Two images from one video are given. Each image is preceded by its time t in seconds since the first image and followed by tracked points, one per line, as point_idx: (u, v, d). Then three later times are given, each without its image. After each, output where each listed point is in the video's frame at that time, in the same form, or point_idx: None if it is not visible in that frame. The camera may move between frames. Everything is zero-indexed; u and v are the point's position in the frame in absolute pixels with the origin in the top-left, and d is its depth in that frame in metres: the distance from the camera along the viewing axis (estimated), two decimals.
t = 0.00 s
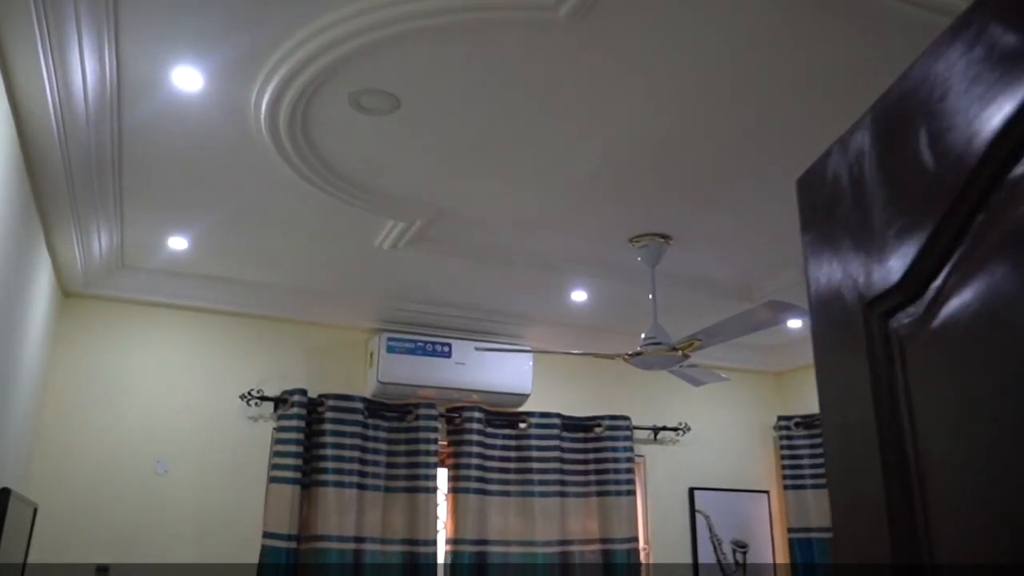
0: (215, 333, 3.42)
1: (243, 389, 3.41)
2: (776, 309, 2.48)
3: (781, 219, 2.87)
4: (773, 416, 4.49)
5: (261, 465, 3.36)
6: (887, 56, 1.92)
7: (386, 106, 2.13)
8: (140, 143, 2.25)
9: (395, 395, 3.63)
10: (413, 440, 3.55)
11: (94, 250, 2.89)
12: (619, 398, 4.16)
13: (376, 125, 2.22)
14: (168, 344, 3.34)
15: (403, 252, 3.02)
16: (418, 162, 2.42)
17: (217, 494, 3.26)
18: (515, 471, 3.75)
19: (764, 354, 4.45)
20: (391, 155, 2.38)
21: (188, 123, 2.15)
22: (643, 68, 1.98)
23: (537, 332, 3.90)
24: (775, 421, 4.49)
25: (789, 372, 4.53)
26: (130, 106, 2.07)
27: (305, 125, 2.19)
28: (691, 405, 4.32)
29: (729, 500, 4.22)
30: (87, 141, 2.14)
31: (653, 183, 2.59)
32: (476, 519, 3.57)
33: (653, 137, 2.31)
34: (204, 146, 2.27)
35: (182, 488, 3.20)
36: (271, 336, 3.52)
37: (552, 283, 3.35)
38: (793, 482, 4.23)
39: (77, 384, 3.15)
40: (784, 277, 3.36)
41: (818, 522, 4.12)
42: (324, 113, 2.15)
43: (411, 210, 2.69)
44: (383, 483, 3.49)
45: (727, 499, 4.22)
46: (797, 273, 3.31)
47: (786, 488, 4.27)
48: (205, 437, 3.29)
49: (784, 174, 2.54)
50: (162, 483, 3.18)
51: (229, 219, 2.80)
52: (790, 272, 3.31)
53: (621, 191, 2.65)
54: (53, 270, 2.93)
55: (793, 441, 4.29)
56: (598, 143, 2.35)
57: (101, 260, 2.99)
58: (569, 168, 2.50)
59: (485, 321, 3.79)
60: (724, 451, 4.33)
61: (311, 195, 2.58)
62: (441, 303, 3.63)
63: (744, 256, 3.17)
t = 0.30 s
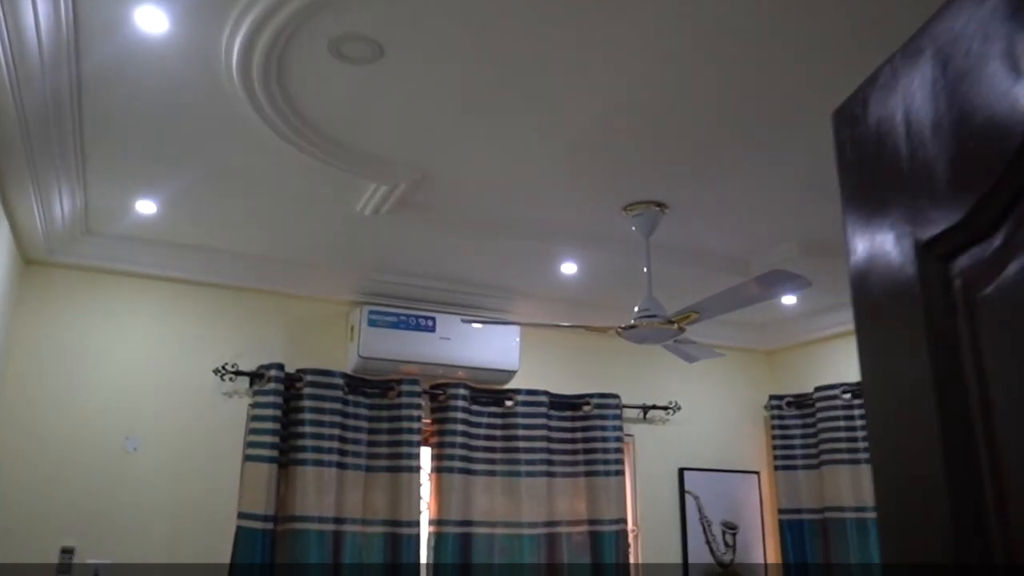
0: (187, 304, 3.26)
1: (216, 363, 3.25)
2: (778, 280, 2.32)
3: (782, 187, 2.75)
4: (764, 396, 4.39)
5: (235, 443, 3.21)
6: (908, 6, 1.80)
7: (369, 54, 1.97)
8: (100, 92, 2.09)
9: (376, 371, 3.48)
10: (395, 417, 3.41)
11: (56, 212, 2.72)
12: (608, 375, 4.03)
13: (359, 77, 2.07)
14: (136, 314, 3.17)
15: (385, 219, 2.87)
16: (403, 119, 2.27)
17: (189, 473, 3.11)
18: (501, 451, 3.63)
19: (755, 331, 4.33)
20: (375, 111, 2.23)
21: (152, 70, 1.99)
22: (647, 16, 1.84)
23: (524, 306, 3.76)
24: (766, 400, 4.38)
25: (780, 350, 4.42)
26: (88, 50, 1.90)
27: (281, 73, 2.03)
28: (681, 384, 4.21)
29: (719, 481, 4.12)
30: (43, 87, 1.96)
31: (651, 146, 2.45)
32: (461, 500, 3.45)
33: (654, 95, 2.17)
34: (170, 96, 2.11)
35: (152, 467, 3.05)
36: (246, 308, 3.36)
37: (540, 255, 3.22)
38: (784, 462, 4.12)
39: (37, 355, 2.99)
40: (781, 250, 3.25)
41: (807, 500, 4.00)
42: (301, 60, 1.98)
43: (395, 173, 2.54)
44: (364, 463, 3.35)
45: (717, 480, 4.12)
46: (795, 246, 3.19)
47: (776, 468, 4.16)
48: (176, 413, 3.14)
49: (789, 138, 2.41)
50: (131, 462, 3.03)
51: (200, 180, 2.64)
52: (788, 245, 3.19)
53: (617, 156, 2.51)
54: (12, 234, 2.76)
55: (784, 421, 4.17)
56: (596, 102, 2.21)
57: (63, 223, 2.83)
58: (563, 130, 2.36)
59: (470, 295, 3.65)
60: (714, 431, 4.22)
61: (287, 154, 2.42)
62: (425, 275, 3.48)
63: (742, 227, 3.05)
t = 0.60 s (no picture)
0: (157, 272, 3.11)
1: (187, 334, 3.11)
2: (778, 250, 2.23)
3: (780, 152, 2.64)
4: (752, 372, 4.31)
5: (207, 417, 3.07)
6: None
7: None
8: (57, 34, 1.94)
9: (354, 344, 3.36)
10: (374, 391, 3.29)
11: (14, 172, 2.57)
12: (594, 350, 3.93)
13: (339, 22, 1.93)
14: (103, 283, 3.02)
15: (364, 181, 2.74)
16: (383, 70, 2.13)
17: (159, 448, 2.97)
18: (483, 426, 3.51)
19: (743, 305, 4.25)
20: (356, 62, 2.09)
21: (111, 9, 1.84)
22: None
23: (507, 277, 3.64)
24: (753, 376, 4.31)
25: (769, 326, 4.34)
26: None
27: (251, 14, 1.88)
28: (668, 359, 4.11)
29: (706, 458, 4.03)
30: None
31: (645, 105, 2.33)
32: (441, 477, 3.33)
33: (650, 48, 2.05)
34: (132, 39, 1.96)
35: (119, 442, 2.91)
36: (219, 277, 3.22)
37: (526, 222, 3.10)
38: (771, 439, 4.05)
39: None
40: (775, 219, 3.15)
41: (796, 478, 3.93)
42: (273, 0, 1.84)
43: (374, 130, 2.41)
44: (341, 439, 3.23)
45: (703, 457, 4.04)
46: (790, 215, 3.10)
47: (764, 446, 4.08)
48: (144, 386, 2.99)
49: (792, 97, 2.30)
50: (96, 437, 2.89)
51: (167, 138, 2.49)
52: (782, 214, 3.09)
53: (609, 116, 2.39)
54: None
55: (772, 398, 4.10)
56: (587, 55, 2.09)
57: (23, 184, 2.67)
58: (552, 87, 2.24)
59: (453, 265, 3.53)
60: (701, 407, 4.13)
61: (259, 108, 2.28)
62: (405, 243, 3.35)
63: (736, 194, 2.94)
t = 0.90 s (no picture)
0: (126, 244, 2.99)
1: (159, 309, 2.98)
2: (780, 218, 2.16)
3: (774, 120, 2.56)
4: (738, 351, 4.25)
5: (180, 394, 2.96)
6: None
7: None
8: None
9: (332, 319, 3.25)
10: (353, 368, 3.18)
11: None
12: (578, 326, 3.84)
13: None
14: (70, 254, 2.89)
15: (344, 147, 2.63)
16: (365, 25, 2.02)
17: (129, 427, 2.85)
18: (465, 404, 3.42)
19: (729, 283, 4.18)
20: (337, 15, 1.97)
21: None
22: None
23: (491, 252, 3.55)
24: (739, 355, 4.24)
25: (754, 304, 4.28)
26: None
27: None
28: (653, 337, 4.04)
29: (692, 438, 3.98)
30: None
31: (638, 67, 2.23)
32: (422, 456, 3.24)
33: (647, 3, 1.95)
34: None
35: (87, 420, 2.79)
36: (192, 250, 3.09)
37: (511, 193, 3.00)
38: (758, 419, 4.00)
39: None
40: (766, 192, 3.07)
41: (783, 458, 3.89)
42: None
43: (355, 91, 2.29)
44: (319, 417, 3.13)
45: (688, 437, 3.98)
46: (781, 188, 3.02)
47: (750, 425, 4.03)
48: (113, 362, 2.87)
49: (792, 61, 2.21)
50: (63, 415, 2.76)
51: (136, 100, 2.36)
52: (773, 186, 3.01)
53: (600, 79, 2.29)
54: None
55: (759, 377, 4.04)
56: (582, 11, 1.98)
57: None
58: (543, 46, 2.13)
59: (435, 239, 3.42)
60: (686, 386, 4.07)
61: (234, 65, 2.16)
62: (386, 216, 3.25)
63: (727, 165, 2.85)
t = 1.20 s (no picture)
0: (85, 205, 2.81)
1: (120, 276, 2.82)
2: (784, 180, 2.08)
3: (771, 84, 2.44)
4: (719, 326, 4.17)
5: (143, 365, 2.81)
6: None
7: None
8: None
9: (304, 289, 3.11)
10: (326, 340, 3.05)
11: None
12: (559, 299, 3.73)
13: None
14: (24, 215, 2.71)
15: (318, 103, 2.48)
16: None
17: (88, 399, 2.69)
18: (442, 378, 3.30)
19: (712, 256, 4.09)
20: None
21: None
22: None
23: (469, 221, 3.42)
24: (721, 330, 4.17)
25: (736, 279, 4.20)
26: None
27: None
28: (635, 311, 3.95)
29: (673, 414, 3.90)
30: None
31: (633, 21, 2.11)
32: (398, 432, 3.12)
33: None
34: None
35: (43, 392, 2.62)
36: (155, 214, 2.93)
37: (493, 158, 2.87)
38: (739, 394, 3.94)
39: None
40: (755, 160, 2.97)
41: (764, 435, 3.84)
42: None
43: (331, 40, 2.15)
44: (290, 390, 3.00)
45: (669, 413, 3.90)
46: (771, 155, 2.92)
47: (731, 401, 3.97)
48: (72, 330, 2.71)
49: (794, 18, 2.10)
50: (17, 386, 2.59)
51: (94, 47, 2.19)
52: (763, 154, 2.90)
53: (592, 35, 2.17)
54: None
55: (740, 353, 3.97)
56: None
57: None
58: None
59: (411, 206, 3.29)
60: (667, 362, 3.98)
61: (200, 8, 2.00)
62: (360, 181, 3.11)
63: (717, 131, 2.74)
